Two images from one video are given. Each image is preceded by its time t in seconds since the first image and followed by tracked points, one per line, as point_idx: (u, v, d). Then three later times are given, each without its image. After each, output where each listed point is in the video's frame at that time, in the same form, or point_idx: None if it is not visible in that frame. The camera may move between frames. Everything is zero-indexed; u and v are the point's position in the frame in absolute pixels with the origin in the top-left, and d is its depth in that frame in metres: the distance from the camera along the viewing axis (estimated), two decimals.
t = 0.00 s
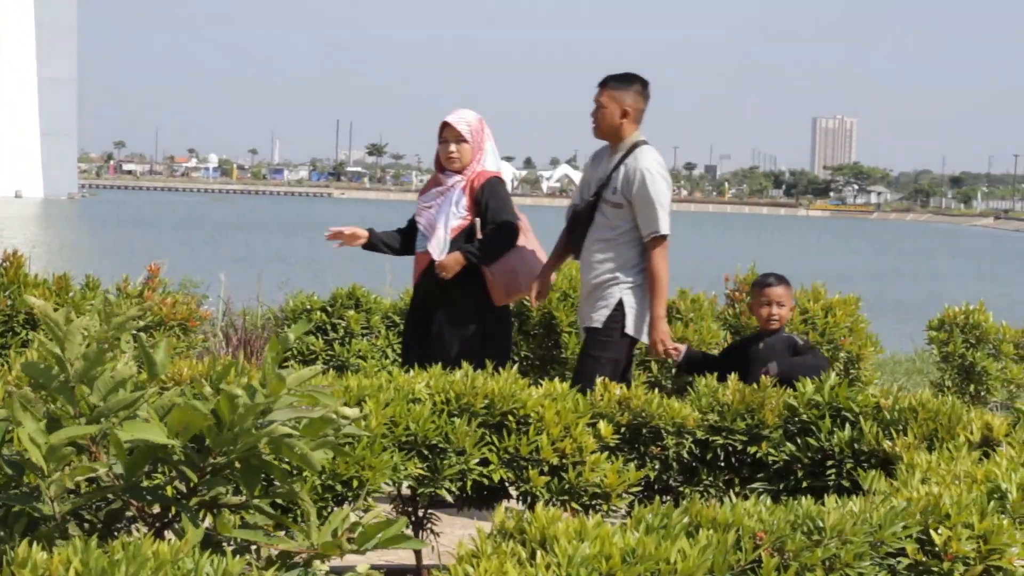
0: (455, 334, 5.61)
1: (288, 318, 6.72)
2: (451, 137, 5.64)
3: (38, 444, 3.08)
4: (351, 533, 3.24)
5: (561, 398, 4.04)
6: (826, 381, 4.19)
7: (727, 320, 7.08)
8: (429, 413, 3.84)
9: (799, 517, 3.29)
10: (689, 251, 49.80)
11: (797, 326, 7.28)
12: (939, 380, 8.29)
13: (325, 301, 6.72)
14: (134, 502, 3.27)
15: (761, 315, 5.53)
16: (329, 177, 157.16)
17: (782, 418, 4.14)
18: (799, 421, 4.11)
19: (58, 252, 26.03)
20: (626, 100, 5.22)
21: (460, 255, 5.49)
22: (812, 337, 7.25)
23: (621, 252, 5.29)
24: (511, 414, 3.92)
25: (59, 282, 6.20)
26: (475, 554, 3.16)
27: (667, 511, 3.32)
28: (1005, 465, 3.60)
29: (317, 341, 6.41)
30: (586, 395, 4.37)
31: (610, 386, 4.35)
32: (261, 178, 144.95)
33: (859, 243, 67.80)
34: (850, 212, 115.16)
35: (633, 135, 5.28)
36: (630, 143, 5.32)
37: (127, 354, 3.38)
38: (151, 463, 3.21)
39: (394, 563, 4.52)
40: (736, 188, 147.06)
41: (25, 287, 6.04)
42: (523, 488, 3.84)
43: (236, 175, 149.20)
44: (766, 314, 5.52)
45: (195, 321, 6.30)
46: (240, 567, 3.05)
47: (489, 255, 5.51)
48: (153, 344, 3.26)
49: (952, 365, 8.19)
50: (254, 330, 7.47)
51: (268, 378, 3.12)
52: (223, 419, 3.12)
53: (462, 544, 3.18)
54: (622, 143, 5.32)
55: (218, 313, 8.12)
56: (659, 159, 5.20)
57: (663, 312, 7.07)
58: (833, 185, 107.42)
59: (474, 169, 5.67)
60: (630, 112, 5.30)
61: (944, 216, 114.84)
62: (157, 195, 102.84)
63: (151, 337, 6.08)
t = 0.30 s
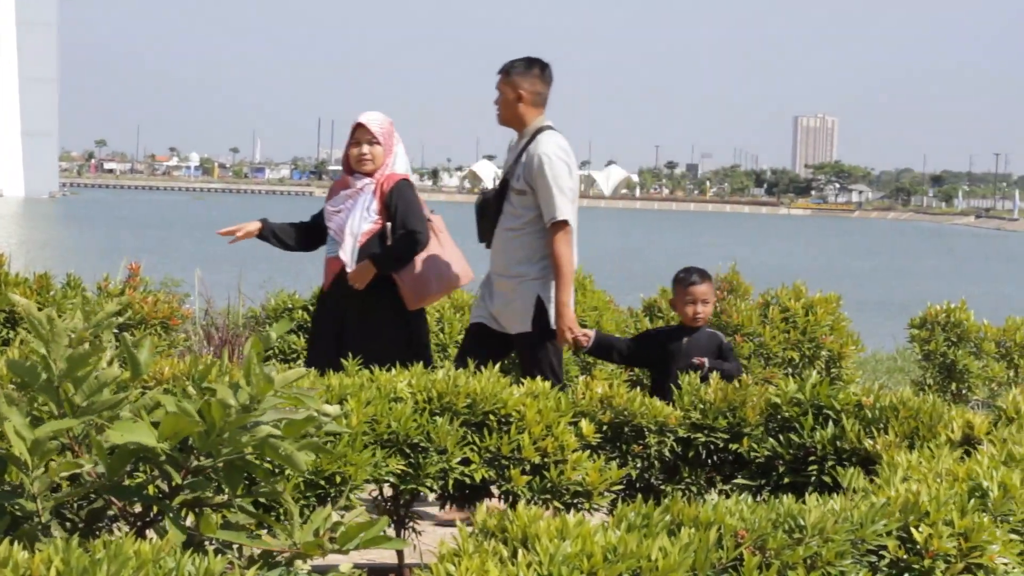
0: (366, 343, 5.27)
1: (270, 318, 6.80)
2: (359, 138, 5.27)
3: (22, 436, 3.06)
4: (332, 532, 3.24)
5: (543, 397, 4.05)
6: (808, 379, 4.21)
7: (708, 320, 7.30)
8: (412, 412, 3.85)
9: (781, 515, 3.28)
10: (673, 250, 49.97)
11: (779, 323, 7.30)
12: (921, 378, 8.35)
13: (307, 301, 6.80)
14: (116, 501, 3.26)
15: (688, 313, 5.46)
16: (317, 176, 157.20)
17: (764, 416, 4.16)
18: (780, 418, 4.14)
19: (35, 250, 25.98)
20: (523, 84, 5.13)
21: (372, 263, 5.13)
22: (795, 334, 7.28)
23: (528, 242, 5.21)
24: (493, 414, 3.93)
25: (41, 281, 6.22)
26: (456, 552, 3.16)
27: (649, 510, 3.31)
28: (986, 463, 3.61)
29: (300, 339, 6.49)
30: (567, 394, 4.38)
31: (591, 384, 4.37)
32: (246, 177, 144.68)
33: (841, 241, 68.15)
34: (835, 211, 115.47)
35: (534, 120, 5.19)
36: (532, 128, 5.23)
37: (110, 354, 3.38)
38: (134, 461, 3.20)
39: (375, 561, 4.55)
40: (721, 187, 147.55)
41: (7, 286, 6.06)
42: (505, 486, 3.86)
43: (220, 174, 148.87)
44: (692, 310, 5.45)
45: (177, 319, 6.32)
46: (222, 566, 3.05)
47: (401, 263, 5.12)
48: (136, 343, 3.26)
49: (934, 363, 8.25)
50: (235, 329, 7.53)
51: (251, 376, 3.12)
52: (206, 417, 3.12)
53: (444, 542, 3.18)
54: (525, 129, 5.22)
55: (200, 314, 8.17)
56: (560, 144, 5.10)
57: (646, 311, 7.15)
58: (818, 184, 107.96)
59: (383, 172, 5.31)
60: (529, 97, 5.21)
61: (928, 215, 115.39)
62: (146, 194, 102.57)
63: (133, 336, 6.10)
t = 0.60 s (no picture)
0: (295, 338, 5.18)
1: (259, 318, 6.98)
2: (280, 133, 5.15)
3: (9, 440, 3.06)
4: (320, 532, 3.24)
5: (530, 397, 4.06)
6: (795, 380, 4.23)
7: (696, 320, 7.28)
8: (399, 411, 3.85)
9: (768, 516, 3.29)
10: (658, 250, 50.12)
11: (768, 323, 7.35)
12: (909, 378, 8.35)
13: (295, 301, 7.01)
14: (104, 501, 3.26)
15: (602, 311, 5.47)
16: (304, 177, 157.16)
17: (752, 416, 4.19)
18: (768, 419, 4.16)
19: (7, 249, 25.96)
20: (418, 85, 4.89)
21: (303, 258, 5.04)
22: (784, 335, 7.28)
23: (431, 249, 4.98)
24: (481, 413, 3.95)
25: (28, 282, 6.27)
26: (444, 553, 3.15)
27: (636, 510, 3.32)
28: (973, 463, 3.61)
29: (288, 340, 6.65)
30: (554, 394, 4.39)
31: (579, 384, 4.37)
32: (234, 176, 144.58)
33: (826, 242, 68.47)
34: (823, 210, 115.90)
35: (429, 123, 4.94)
36: (427, 131, 4.98)
37: (95, 353, 3.38)
38: (121, 461, 3.20)
39: (362, 562, 4.58)
40: (707, 187, 148.31)
41: None
42: (493, 486, 3.88)
43: (208, 174, 148.68)
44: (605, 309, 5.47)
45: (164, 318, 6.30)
46: (209, 565, 3.06)
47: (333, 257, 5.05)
48: (122, 343, 3.26)
49: (921, 364, 8.24)
50: (221, 328, 7.63)
51: (238, 375, 3.12)
52: (192, 416, 3.12)
53: (431, 543, 3.17)
54: (420, 130, 4.99)
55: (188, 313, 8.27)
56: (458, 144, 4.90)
57: (632, 312, 7.13)
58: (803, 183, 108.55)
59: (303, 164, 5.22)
60: (421, 101, 4.95)
61: (914, 215, 116.00)
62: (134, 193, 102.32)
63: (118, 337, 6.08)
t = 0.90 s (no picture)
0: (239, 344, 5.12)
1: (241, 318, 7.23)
2: (200, 132, 5.00)
3: None
4: (307, 531, 3.24)
5: (517, 397, 4.10)
6: (782, 379, 4.30)
7: (682, 319, 7.38)
8: (386, 411, 3.92)
9: (755, 515, 3.29)
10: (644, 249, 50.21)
11: (754, 322, 7.37)
12: (895, 378, 8.34)
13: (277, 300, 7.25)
14: (91, 501, 3.26)
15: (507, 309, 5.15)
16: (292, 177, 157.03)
17: (739, 416, 4.25)
18: (755, 419, 4.22)
19: None
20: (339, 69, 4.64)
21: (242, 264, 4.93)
22: (770, 334, 7.31)
23: (338, 237, 4.67)
24: (467, 413, 3.99)
25: (16, 281, 6.48)
26: (432, 553, 3.14)
27: (624, 510, 3.31)
28: (958, 463, 3.61)
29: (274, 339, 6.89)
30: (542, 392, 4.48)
31: (567, 382, 4.45)
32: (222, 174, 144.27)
33: (813, 241, 68.67)
34: (811, 210, 116.28)
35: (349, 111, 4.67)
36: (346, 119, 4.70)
37: (83, 353, 3.37)
38: (108, 462, 3.20)
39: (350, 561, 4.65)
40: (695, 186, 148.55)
41: None
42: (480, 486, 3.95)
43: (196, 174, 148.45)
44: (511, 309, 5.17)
45: (151, 320, 6.64)
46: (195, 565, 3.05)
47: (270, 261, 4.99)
48: (109, 343, 3.25)
49: (908, 363, 8.23)
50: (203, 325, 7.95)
51: (225, 375, 3.11)
52: (180, 417, 3.12)
53: (419, 541, 3.16)
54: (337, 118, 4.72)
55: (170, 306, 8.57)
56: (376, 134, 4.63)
57: (619, 311, 7.24)
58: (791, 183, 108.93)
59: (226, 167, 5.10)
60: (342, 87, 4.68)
61: (902, 216, 116.43)
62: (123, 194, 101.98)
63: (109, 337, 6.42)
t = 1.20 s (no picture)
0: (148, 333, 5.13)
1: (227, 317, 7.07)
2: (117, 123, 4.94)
3: None
4: (292, 534, 3.24)
5: (502, 397, 4.13)
6: (766, 378, 4.33)
7: (667, 320, 7.42)
8: (370, 411, 3.92)
9: (740, 515, 3.28)
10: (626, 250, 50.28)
11: (738, 323, 7.38)
12: (878, 378, 8.34)
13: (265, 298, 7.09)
14: (74, 502, 3.26)
15: (386, 307, 5.48)
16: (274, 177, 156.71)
17: (722, 415, 4.27)
18: (739, 419, 4.25)
19: None
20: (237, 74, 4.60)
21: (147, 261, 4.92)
22: (753, 334, 7.33)
23: (233, 241, 4.66)
24: (452, 413, 4.01)
25: None
26: (415, 553, 3.15)
27: (607, 509, 3.31)
28: (944, 463, 3.61)
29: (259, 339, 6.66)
30: (527, 392, 4.54)
31: (551, 382, 4.51)
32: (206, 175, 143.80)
33: (794, 241, 68.97)
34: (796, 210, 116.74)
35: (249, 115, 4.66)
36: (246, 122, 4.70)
37: (66, 354, 3.38)
38: (92, 462, 3.19)
39: (333, 563, 4.62)
40: (678, 187, 149.01)
41: None
42: (464, 487, 3.96)
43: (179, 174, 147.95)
44: (393, 306, 5.47)
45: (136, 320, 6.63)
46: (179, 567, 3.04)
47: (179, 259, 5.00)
48: (94, 343, 3.26)
49: (891, 363, 8.25)
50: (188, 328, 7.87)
51: (211, 374, 3.11)
52: (165, 417, 3.11)
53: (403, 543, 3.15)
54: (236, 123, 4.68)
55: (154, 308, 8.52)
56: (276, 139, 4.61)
57: (603, 311, 7.30)
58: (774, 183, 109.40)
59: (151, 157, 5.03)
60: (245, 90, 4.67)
61: (884, 217, 117.06)
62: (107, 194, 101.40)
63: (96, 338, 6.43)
